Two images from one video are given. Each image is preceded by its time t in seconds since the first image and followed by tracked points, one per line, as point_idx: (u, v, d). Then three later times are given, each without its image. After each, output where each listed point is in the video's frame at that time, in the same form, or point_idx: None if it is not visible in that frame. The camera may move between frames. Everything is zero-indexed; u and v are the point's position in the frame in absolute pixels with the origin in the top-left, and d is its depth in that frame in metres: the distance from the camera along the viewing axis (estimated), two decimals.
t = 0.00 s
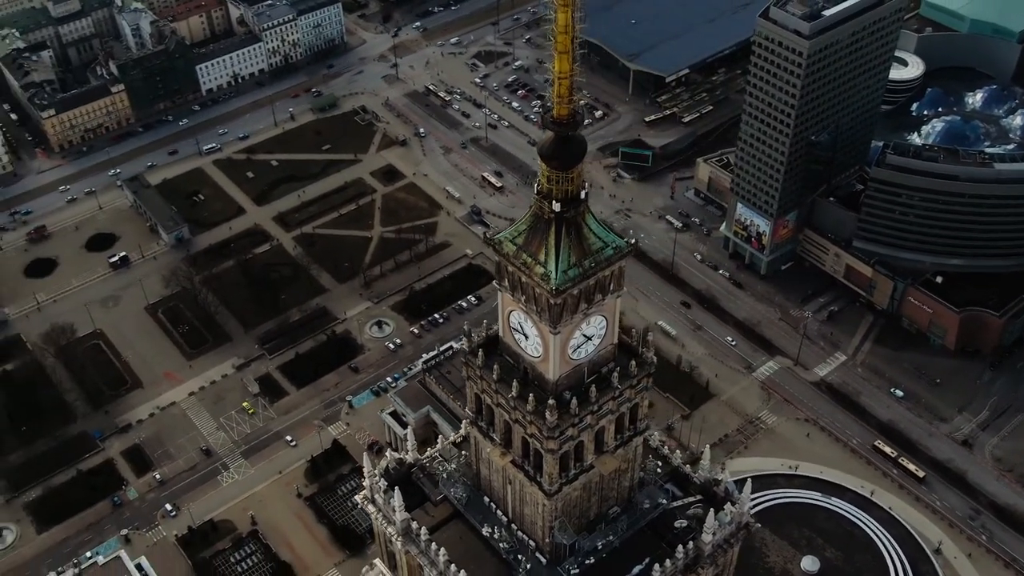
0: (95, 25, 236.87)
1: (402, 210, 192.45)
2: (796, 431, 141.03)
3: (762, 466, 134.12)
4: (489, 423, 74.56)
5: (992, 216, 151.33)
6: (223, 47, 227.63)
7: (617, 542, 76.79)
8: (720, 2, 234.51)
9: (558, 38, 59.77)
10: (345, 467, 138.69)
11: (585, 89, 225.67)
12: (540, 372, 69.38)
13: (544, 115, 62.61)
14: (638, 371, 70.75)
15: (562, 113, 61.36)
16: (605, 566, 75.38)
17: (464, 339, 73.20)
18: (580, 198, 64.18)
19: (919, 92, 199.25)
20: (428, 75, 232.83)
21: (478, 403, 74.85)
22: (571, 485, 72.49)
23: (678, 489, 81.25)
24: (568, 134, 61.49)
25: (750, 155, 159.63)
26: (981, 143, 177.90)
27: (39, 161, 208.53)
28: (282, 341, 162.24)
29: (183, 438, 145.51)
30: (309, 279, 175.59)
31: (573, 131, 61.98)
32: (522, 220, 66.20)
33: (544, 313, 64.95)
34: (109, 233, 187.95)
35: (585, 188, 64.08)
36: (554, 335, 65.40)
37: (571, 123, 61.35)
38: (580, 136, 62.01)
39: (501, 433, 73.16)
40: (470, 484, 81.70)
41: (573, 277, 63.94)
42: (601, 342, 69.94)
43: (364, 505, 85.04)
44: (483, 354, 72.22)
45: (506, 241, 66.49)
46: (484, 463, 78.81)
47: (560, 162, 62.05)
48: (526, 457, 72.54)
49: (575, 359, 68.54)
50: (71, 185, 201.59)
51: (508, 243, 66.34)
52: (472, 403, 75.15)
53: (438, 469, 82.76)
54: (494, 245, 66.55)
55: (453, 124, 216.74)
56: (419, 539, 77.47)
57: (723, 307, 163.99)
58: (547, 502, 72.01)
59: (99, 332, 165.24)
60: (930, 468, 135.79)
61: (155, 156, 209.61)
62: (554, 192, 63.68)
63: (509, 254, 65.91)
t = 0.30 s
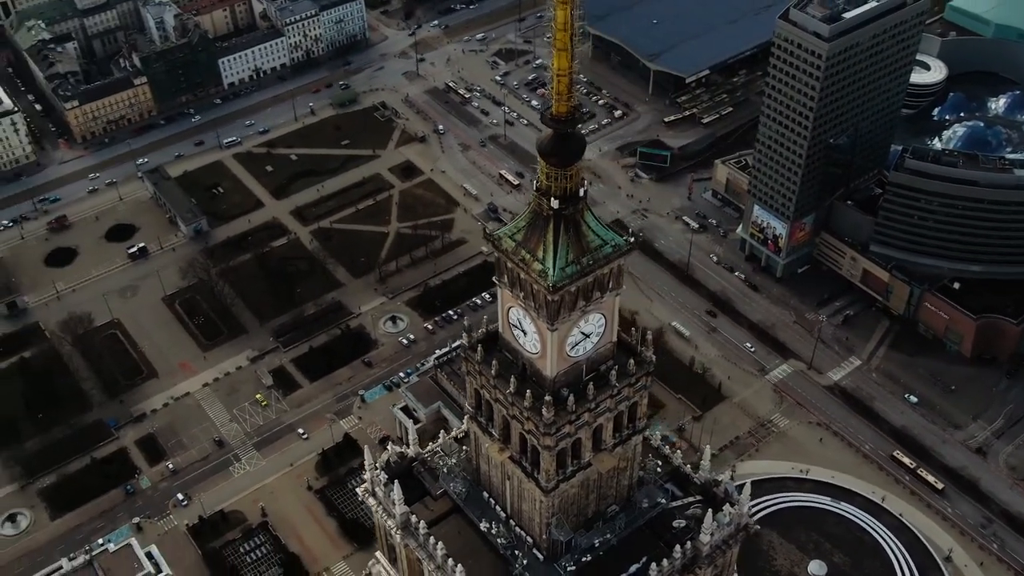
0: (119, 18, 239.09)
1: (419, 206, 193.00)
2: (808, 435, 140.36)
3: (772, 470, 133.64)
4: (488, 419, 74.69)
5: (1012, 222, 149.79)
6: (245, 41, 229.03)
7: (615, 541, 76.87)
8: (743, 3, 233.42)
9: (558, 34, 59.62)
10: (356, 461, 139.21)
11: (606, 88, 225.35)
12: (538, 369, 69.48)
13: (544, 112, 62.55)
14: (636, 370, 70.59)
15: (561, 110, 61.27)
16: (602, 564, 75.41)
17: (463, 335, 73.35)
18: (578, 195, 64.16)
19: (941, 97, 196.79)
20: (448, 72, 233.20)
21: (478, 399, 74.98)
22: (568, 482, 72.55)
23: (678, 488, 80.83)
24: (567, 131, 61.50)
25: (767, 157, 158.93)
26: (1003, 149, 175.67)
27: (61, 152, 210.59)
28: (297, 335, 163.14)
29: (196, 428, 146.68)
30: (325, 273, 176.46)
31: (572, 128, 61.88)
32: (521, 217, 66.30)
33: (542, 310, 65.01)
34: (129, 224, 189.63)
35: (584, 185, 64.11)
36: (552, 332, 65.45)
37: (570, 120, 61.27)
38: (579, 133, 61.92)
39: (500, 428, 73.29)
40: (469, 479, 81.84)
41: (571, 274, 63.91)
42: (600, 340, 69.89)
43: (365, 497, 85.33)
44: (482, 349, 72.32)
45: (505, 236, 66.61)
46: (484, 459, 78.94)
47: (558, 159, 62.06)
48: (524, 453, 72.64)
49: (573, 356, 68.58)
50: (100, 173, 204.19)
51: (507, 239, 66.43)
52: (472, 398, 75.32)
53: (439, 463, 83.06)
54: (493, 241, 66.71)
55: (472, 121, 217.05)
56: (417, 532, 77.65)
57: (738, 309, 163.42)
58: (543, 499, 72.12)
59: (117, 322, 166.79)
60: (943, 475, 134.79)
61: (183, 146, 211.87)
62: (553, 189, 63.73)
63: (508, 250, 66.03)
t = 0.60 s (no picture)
0: (146, 11, 241.30)
1: (437, 203, 193.47)
2: (821, 440, 139.60)
3: (784, 474, 133.04)
4: (487, 413, 74.98)
5: None
6: (270, 36, 230.47)
7: (612, 539, 77.06)
8: (768, 4, 232.08)
9: (557, 31, 59.86)
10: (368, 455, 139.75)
11: (628, 88, 224.95)
12: (536, 365, 69.69)
13: (543, 109, 62.83)
14: (634, 368, 70.65)
15: (561, 107, 61.47)
16: (599, 562, 75.62)
17: (464, 330, 73.60)
18: (578, 192, 64.31)
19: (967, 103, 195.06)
20: (470, 70, 233.48)
21: (477, 394, 75.27)
22: (565, 479, 72.81)
23: (678, 488, 80.99)
24: (567, 128, 61.73)
25: (787, 160, 158.14)
26: None
27: (86, 142, 212.76)
28: (313, 328, 164.06)
29: (211, 418, 147.96)
30: (343, 268, 177.37)
31: (571, 125, 62.10)
32: (521, 213, 66.56)
33: (539, 306, 65.18)
34: (150, 215, 191.40)
35: (583, 182, 64.28)
36: (549, 328, 65.64)
37: (569, 117, 61.48)
38: (579, 130, 62.09)
39: (499, 424, 73.57)
40: (469, 474, 82.19)
41: (569, 270, 64.00)
42: (598, 338, 70.00)
43: (366, 489, 85.95)
44: (482, 344, 72.53)
45: (505, 232, 66.84)
46: (483, 454, 79.25)
47: (558, 155, 62.22)
48: (521, 449, 72.96)
49: (571, 352, 68.79)
50: (123, 163, 206.16)
51: (508, 235, 66.66)
52: (472, 393, 75.65)
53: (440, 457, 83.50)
54: (493, 237, 66.98)
55: (493, 119, 217.32)
56: (417, 525, 78.07)
57: (755, 312, 162.75)
58: (540, 495, 72.38)
59: (135, 311, 168.47)
60: (957, 483, 133.62)
61: (211, 137, 213.97)
62: (552, 185, 63.92)
63: (507, 246, 66.24)
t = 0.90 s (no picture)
0: (171, 5, 243.31)
1: (454, 200, 193.87)
2: (833, 444, 138.97)
3: (795, 478, 132.49)
4: (486, 409, 75.26)
5: None
6: (292, 31, 231.72)
7: (609, 537, 76.96)
8: (791, 7, 230.94)
9: (556, 28, 59.96)
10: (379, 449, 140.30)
11: (647, 89, 224.55)
12: (535, 361, 69.87)
13: (543, 105, 62.98)
14: (633, 367, 70.67)
15: (560, 104, 61.60)
16: (596, 560, 75.57)
17: (464, 325, 73.88)
18: (576, 189, 64.44)
19: (989, 109, 193.10)
20: (491, 68, 233.78)
21: (477, 389, 75.55)
22: (562, 476, 72.92)
23: (677, 488, 80.95)
24: (565, 125, 61.90)
25: (804, 163, 157.40)
26: None
27: (108, 134, 214.81)
28: (327, 322, 164.92)
29: (224, 410, 149.06)
30: (359, 263, 178.11)
31: (571, 122, 62.22)
32: (521, 209, 66.79)
33: (538, 303, 65.37)
34: (169, 208, 192.99)
35: (582, 179, 64.43)
36: (547, 324, 65.84)
37: (568, 113, 61.60)
38: (577, 126, 62.19)
39: (497, 419, 73.87)
40: (469, 469, 82.42)
41: (566, 267, 64.18)
42: (597, 335, 70.17)
43: (367, 483, 86.38)
44: (481, 340, 72.84)
45: (505, 229, 67.11)
46: (484, 450, 79.50)
47: (557, 153, 62.36)
48: (519, 445, 73.15)
49: (569, 349, 68.94)
50: (144, 156, 207.95)
51: (507, 231, 66.94)
52: (471, 389, 75.98)
53: (441, 452, 83.80)
54: (493, 233, 67.28)
55: (512, 117, 217.51)
56: (416, 519, 78.31)
57: (770, 315, 162.12)
58: (537, 491, 72.52)
59: (152, 302, 169.93)
60: (969, 491, 132.56)
61: (237, 129, 215.80)
62: (551, 182, 64.08)
63: (507, 242, 66.54)
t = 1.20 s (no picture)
0: None
1: (473, 197, 194.23)
2: (846, 449, 138.30)
3: (807, 483, 131.93)
4: (486, 403, 75.61)
5: None
6: (317, 26, 233.00)
7: (606, 534, 76.95)
8: (816, 9, 229.53)
9: (556, 26, 60.15)
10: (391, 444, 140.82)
11: (670, 90, 223.94)
12: (533, 356, 70.13)
13: (543, 102, 63.29)
14: (632, 364, 70.75)
15: (559, 101, 61.84)
16: (593, 556, 75.58)
17: (465, 320, 74.19)
18: (576, 186, 64.75)
19: (1015, 115, 190.99)
20: (513, 66, 233.94)
21: (478, 383, 75.92)
22: (559, 471, 73.12)
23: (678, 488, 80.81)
24: (564, 121, 62.18)
25: (824, 166, 156.48)
26: None
27: (133, 125, 216.94)
28: (343, 316, 165.81)
29: (239, 401, 150.26)
30: (376, 258, 178.80)
31: (570, 119, 62.50)
32: (520, 205, 67.08)
33: (536, 298, 65.59)
34: (191, 199, 194.63)
35: (581, 176, 64.68)
36: (545, 320, 66.09)
37: (568, 110, 61.84)
38: (577, 123, 62.43)
39: (497, 414, 74.23)
40: (470, 463, 82.65)
41: (564, 264, 64.48)
42: (596, 332, 70.32)
43: (369, 474, 86.73)
44: (481, 335, 73.16)
45: (504, 224, 67.47)
46: (484, 444, 79.78)
47: (557, 150, 62.68)
48: (518, 440, 73.42)
49: (567, 345, 69.14)
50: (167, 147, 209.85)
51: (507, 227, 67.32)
52: (472, 383, 76.36)
53: (442, 445, 84.15)
54: (493, 228, 67.64)
55: (533, 116, 217.54)
56: (415, 511, 78.54)
57: (786, 319, 161.37)
58: (534, 486, 72.77)
59: (171, 293, 171.46)
60: (983, 500, 131.37)
61: (266, 121, 217.90)
62: (550, 178, 64.38)
63: (506, 238, 66.88)
